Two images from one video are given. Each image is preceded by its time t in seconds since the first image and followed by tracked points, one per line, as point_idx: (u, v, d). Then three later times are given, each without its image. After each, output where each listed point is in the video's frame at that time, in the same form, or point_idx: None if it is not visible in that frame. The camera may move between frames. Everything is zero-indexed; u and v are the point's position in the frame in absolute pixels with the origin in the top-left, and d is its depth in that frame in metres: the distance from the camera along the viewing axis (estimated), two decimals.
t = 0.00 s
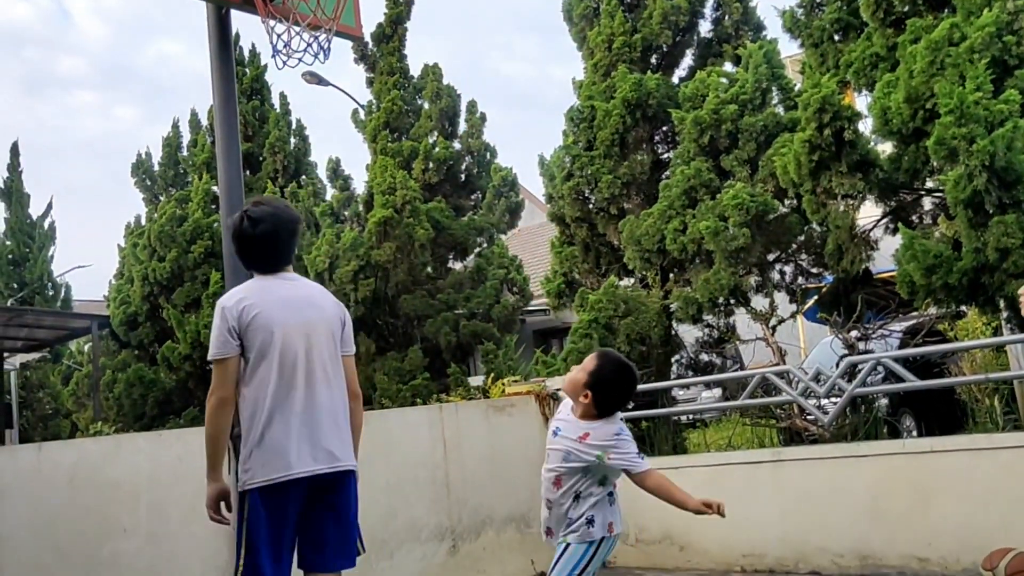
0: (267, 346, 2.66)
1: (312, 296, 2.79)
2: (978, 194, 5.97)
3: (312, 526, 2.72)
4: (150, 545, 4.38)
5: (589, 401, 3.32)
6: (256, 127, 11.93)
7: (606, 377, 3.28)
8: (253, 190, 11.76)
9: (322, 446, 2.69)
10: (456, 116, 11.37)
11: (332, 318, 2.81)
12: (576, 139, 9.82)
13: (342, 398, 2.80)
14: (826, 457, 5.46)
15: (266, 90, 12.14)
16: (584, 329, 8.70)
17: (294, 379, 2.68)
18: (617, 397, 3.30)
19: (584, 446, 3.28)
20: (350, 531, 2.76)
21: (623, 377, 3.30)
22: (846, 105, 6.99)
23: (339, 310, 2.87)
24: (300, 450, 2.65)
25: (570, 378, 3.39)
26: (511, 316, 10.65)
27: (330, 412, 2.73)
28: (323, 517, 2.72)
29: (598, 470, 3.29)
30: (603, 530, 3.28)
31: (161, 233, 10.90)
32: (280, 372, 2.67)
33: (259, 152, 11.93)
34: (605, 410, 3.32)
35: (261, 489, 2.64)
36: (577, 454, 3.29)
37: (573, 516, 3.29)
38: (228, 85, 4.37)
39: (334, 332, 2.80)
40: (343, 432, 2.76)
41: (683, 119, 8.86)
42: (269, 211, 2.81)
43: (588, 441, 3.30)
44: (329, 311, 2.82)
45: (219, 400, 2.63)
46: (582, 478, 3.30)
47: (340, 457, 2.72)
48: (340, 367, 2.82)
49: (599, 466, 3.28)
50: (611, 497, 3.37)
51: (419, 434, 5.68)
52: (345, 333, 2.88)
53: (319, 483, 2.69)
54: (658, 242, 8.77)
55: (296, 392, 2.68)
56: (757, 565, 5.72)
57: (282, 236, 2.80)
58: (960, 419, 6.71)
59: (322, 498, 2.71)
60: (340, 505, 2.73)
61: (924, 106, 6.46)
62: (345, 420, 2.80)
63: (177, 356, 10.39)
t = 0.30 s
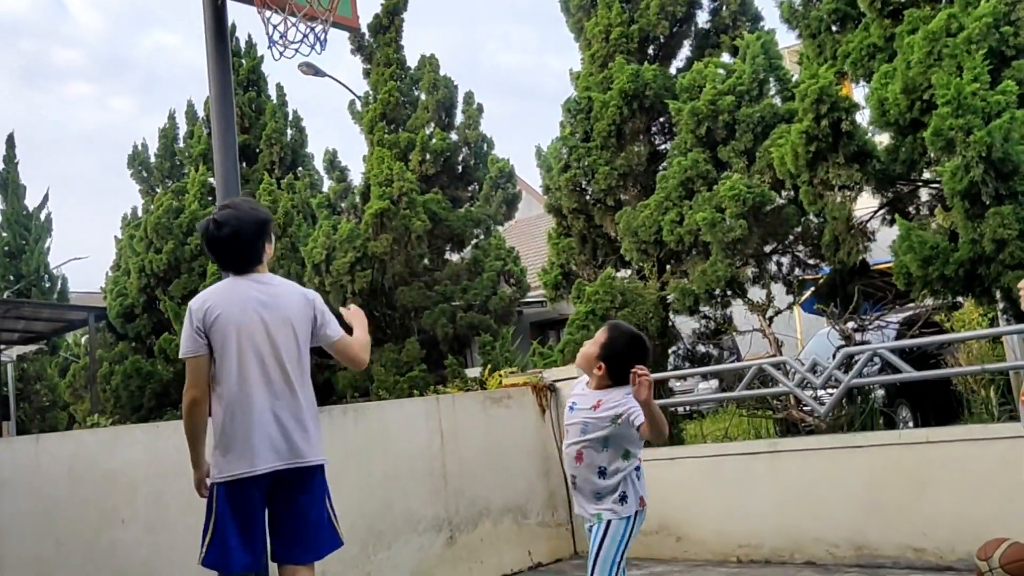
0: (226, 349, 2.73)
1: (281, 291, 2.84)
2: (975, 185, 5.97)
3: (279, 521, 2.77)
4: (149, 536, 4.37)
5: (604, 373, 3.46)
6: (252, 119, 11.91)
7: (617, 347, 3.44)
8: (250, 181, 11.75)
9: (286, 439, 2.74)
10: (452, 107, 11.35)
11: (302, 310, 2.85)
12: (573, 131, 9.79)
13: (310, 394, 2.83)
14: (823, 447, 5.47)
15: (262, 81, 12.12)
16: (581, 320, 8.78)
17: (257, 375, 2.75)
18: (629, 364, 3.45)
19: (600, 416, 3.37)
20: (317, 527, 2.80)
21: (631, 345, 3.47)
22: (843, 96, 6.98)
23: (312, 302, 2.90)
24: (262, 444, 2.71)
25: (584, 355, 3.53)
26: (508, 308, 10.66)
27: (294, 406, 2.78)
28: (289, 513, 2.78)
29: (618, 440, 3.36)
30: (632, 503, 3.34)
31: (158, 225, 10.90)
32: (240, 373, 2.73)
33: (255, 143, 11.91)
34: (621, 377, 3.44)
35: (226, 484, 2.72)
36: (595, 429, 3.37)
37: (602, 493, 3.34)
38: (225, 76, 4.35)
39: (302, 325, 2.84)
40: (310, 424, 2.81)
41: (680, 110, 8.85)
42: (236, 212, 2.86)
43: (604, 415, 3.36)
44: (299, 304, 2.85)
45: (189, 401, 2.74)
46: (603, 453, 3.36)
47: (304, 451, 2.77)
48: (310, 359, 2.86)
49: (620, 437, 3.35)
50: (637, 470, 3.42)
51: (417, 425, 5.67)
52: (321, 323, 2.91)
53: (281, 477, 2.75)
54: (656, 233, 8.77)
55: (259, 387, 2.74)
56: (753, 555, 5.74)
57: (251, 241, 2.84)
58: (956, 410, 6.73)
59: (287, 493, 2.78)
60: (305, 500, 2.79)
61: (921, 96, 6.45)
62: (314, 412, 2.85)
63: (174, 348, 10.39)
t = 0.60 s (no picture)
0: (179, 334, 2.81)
1: (239, 271, 2.84)
2: (970, 182, 5.97)
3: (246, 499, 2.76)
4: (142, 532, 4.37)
5: (621, 357, 3.18)
6: (248, 112, 11.89)
7: (631, 329, 3.16)
8: (246, 175, 11.73)
9: (250, 408, 2.73)
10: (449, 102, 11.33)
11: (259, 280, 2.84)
12: (569, 126, 9.79)
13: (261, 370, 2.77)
14: (818, 443, 5.48)
15: (259, 75, 12.10)
16: (577, 315, 8.64)
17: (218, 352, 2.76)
18: (647, 345, 3.17)
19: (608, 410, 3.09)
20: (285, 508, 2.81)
21: (646, 326, 3.19)
22: (840, 92, 6.98)
23: (270, 270, 2.88)
24: (227, 417, 2.72)
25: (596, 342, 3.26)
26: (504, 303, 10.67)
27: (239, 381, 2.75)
28: (258, 496, 2.79)
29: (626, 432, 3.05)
30: (650, 496, 3.04)
31: (154, 219, 10.89)
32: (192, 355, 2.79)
33: (251, 137, 11.89)
34: (637, 360, 3.18)
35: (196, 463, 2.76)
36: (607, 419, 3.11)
37: (618, 490, 3.06)
38: (221, 69, 4.33)
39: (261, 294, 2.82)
40: (280, 390, 2.80)
41: (677, 106, 8.85)
42: (222, 197, 2.92)
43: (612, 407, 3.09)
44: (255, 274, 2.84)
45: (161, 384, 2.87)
46: (616, 445, 3.08)
47: (247, 426, 2.72)
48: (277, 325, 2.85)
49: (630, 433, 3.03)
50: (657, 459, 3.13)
51: (413, 419, 5.67)
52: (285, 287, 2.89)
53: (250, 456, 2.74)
54: (652, 229, 8.78)
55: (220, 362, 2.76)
56: (748, 550, 5.75)
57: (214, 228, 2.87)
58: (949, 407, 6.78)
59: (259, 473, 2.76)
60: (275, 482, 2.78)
61: (917, 93, 6.45)
62: (286, 377, 2.83)
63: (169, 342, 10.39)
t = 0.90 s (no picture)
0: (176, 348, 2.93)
1: (224, 295, 2.86)
2: (954, 176, 6.00)
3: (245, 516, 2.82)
4: (126, 522, 4.39)
5: (622, 346, 3.08)
6: (235, 102, 11.84)
7: (630, 317, 3.07)
8: (232, 166, 11.68)
9: (206, 439, 2.82)
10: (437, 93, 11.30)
11: (231, 319, 2.81)
12: (557, 118, 9.77)
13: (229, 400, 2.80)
14: (801, 435, 5.50)
15: (246, 64, 12.04)
16: (564, 308, 8.71)
17: (198, 378, 2.85)
18: (647, 333, 3.08)
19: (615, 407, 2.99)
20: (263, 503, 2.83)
21: (644, 314, 3.09)
22: (826, 86, 7.01)
23: (248, 310, 2.82)
24: (200, 437, 2.84)
25: (593, 332, 3.15)
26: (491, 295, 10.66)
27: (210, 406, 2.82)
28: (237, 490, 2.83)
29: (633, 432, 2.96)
30: (652, 490, 3.00)
31: (139, 208, 10.84)
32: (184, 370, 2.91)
33: (238, 127, 11.84)
34: (638, 349, 3.08)
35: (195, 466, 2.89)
36: (609, 412, 3.02)
37: (618, 484, 3.00)
38: (206, 58, 4.29)
39: (231, 332, 2.80)
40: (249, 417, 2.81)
41: (665, 99, 8.84)
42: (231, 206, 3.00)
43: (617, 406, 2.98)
44: (229, 312, 2.82)
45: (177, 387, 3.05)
46: (617, 436, 3.01)
47: (212, 451, 2.81)
48: (255, 361, 2.83)
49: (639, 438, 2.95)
50: (658, 450, 3.07)
51: (398, 411, 5.66)
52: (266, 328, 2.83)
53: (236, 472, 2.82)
54: (638, 222, 8.80)
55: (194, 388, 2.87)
56: (731, 542, 5.77)
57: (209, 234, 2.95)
58: (931, 401, 6.81)
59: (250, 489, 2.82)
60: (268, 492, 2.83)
61: (903, 88, 6.48)
62: (260, 403, 2.83)
63: (154, 332, 10.34)
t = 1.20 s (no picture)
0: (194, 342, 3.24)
1: (231, 297, 3.12)
2: (935, 174, 6.04)
3: (238, 508, 3.04)
4: (104, 517, 4.27)
5: (613, 340, 3.07)
6: (217, 95, 11.77)
7: (614, 309, 3.07)
8: (214, 159, 11.62)
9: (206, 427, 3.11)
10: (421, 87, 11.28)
11: (231, 321, 3.07)
12: (541, 113, 9.77)
13: (225, 394, 3.07)
14: (782, 430, 5.54)
15: (228, 56, 11.98)
16: (547, 303, 8.74)
17: (204, 371, 3.14)
18: (635, 326, 3.08)
19: (611, 402, 2.96)
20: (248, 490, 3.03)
21: (633, 307, 3.09)
22: (808, 83, 7.04)
23: (246, 315, 3.07)
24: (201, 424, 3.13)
25: (586, 334, 3.14)
26: (475, 290, 10.66)
27: (211, 398, 3.10)
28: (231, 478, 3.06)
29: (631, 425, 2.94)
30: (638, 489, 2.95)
31: (120, 201, 10.77)
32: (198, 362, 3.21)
33: (220, 120, 11.77)
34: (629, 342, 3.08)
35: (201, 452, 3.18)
36: (600, 406, 3.00)
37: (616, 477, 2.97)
38: (187, 50, 4.26)
39: (227, 331, 3.07)
40: (240, 412, 3.06)
41: (648, 94, 8.85)
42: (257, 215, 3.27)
43: (612, 402, 2.96)
44: (230, 313, 3.08)
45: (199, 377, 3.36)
46: (607, 431, 3.00)
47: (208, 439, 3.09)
48: (249, 361, 3.08)
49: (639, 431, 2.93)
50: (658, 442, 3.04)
51: (382, 405, 5.66)
52: (252, 338, 3.06)
53: (225, 462, 3.07)
54: (621, 217, 8.82)
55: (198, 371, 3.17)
56: (712, 537, 5.81)
57: (229, 239, 3.22)
58: (911, 397, 6.87)
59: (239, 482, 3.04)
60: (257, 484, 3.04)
61: (884, 85, 6.51)
62: (251, 400, 3.07)
63: (135, 326, 10.28)
